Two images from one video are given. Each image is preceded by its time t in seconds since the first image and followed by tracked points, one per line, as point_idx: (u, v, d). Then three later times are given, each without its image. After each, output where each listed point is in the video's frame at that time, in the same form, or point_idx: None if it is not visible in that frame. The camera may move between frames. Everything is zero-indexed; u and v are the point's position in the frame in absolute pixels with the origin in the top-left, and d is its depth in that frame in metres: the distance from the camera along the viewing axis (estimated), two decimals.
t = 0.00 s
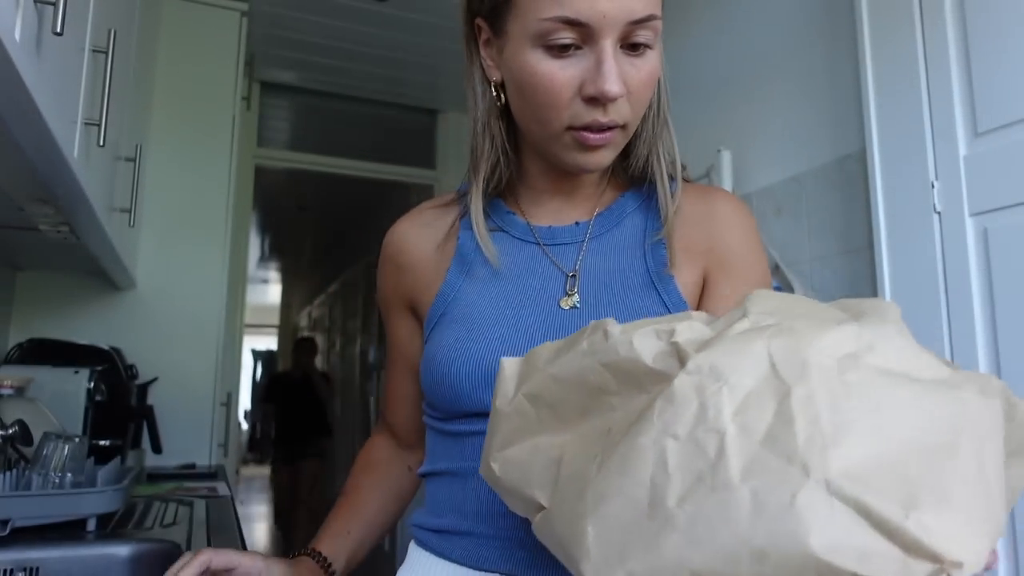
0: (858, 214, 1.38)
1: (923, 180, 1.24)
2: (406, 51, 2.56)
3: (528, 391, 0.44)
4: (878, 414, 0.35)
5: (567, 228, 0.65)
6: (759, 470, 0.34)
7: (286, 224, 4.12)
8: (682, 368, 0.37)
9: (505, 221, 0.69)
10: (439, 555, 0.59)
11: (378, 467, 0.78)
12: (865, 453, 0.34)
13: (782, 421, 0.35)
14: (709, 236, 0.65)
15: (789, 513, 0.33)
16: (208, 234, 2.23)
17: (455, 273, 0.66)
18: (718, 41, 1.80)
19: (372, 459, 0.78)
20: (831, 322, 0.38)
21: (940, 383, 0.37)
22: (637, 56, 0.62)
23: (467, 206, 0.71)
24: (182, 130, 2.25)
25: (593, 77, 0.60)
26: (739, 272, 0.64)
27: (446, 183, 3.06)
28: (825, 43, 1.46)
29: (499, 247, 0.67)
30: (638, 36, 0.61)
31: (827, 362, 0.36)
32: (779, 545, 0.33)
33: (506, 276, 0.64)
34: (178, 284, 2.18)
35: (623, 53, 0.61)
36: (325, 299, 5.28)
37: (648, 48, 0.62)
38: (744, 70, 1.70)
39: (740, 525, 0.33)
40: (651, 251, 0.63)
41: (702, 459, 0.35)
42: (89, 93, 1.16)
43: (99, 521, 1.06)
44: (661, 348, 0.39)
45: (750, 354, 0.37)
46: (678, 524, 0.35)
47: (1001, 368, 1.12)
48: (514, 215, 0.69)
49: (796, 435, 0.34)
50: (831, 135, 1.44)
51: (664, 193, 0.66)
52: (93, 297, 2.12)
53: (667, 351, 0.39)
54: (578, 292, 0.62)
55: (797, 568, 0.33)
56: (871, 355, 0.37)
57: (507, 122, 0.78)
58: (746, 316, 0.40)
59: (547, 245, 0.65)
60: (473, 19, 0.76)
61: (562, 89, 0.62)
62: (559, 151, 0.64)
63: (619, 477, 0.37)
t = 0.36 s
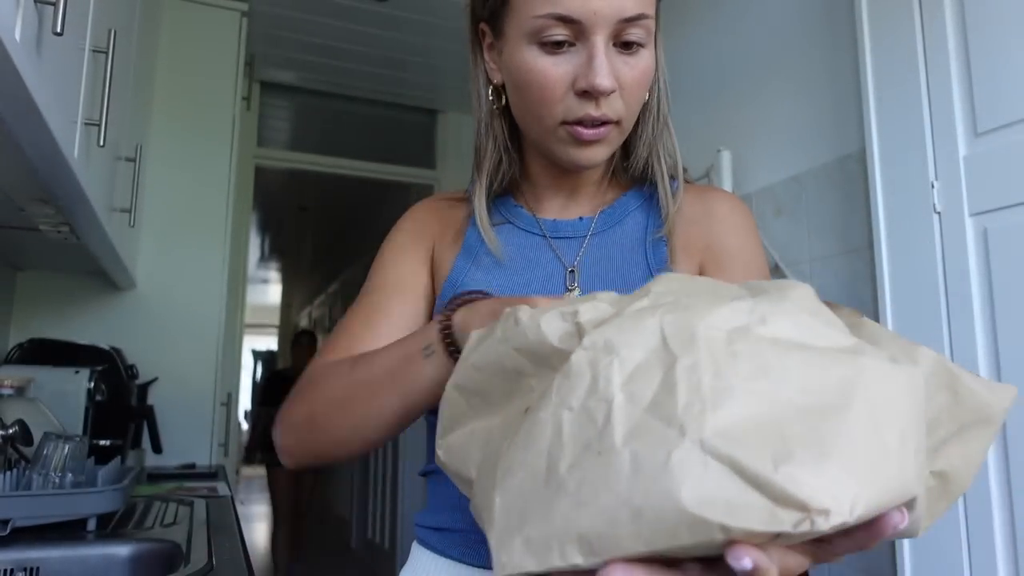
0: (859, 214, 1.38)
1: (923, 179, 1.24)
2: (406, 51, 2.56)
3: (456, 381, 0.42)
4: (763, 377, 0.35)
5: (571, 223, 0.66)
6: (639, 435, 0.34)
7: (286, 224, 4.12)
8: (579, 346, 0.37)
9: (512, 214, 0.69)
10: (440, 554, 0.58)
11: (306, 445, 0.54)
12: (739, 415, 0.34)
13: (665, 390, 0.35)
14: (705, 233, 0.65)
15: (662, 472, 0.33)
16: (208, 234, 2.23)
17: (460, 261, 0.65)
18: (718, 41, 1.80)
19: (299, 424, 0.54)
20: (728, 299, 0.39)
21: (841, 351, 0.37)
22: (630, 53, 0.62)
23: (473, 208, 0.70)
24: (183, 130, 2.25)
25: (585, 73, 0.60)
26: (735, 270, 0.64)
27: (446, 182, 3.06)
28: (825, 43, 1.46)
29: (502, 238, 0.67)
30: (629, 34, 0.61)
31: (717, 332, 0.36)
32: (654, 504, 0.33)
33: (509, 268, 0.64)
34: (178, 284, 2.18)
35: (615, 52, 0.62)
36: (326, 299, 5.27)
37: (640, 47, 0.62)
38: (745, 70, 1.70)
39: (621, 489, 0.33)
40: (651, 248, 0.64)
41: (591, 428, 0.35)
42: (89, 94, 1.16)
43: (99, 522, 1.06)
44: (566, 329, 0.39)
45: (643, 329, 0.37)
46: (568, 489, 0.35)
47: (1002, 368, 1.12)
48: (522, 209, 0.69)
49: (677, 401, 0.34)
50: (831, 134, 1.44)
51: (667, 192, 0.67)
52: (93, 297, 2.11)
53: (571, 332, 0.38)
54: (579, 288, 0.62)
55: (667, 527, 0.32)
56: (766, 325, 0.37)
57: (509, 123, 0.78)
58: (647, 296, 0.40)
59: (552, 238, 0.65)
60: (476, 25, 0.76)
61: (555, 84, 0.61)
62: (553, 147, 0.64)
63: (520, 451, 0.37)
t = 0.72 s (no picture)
0: (858, 214, 1.38)
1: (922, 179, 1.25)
2: (406, 51, 2.57)
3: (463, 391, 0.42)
4: (774, 386, 0.34)
5: (570, 216, 0.66)
6: (649, 444, 0.34)
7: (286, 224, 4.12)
8: (588, 353, 0.37)
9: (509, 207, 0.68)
10: (436, 554, 0.59)
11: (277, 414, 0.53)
12: (750, 423, 0.34)
13: (676, 399, 0.35)
14: (708, 230, 0.66)
15: (675, 482, 0.33)
16: (208, 233, 2.24)
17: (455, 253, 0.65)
18: (718, 41, 1.80)
19: (275, 393, 0.53)
20: (737, 304, 0.38)
21: (850, 357, 0.37)
22: (640, 48, 0.63)
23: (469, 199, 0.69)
24: (183, 130, 2.26)
25: (595, 56, 0.61)
26: (736, 270, 0.65)
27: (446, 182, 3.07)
28: (825, 43, 1.47)
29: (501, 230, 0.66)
30: (640, 28, 0.63)
31: (726, 338, 0.36)
32: (667, 515, 0.33)
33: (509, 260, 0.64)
34: (179, 284, 2.19)
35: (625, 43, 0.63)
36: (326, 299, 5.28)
37: (648, 43, 0.64)
38: (745, 70, 1.70)
39: (631, 499, 0.33)
40: (651, 242, 0.65)
41: (602, 437, 0.35)
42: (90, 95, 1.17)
43: (100, 521, 1.06)
44: (575, 336, 0.38)
45: (652, 337, 0.37)
46: (579, 499, 0.35)
47: (1000, 368, 1.13)
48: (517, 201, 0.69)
49: (688, 410, 0.34)
50: (831, 135, 1.44)
51: (666, 186, 0.68)
52: (94, 297, 2.12)
53: (579, 340, 0.38)
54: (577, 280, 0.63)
55: (682, 537, 0.33)
56: (775, 331, 0.37)
57: (509, 112, 0.77)
58: (656, 302, 0.39)
59: (552, 232, 0.66)
60: (488, 10, 0.76)
61: (565, 64, 0.61)
62: (554, 129, 0.63)
63: (529, 462, 0.37)
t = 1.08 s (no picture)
0: (859, 214, 1.38)
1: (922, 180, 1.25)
2: (406, 51, 2.57)
3: (515, 430, 0.48)
4: (829, 396, 0.39)
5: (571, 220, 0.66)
6: (721, 457, 0.38)
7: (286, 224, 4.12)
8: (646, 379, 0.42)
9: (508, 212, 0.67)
10: (432, 557, 0.59)
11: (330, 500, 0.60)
12: (816, 431, 0.38)
13: (738, 413, 0.39)
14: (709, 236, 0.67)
15: (750, 489, 0.37)
16: (209, 234, 2.24)
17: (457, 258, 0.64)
18: (718, 42, 1.80)
19: (319, 487, 0.60)
20: (779, 324, 0.43)
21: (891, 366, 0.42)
22: (608, 32, 0.64)
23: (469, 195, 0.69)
24: (183, 130, 2.26)
25: (556, 36, 0.61)
26: (737, 276, 0.66)
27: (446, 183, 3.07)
28: (825, 43, 1.47)
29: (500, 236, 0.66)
30: (604, 10, 0.64)
31: (776, 355, 0.41)
32: (748, 522, 0.36)
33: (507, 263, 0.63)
34: (179, 284, 2.19)
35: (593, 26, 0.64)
36: (326, 299, 5.28)
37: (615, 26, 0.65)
38: (744, 70, 1.70)
39: (711, 509, 0.37)
40: (656, 248, 0.65)
41: (671, 455, 0.40)
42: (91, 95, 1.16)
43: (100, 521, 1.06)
44: (627, 366, 0.44)
45: (707, 360, 0.42)
46: (655, 516, 0.38)
47: (1001, 368, 1.13)
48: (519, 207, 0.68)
49: (752, 423, 0.39)
50: (831, 135, 1.44)
51: (670, 191, 0.68)
52: (94, 297, 2.12)
53: (632, 369, 0.44)
54: (578, 277, 0.62)
55: (766, 541, 0.36)
56: (819, 345, 0.42)
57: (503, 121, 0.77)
58: (700, 331, 0.45)
59: (554, 238, 0.65)
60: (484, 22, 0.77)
61: (529, 47, 0.62)
62: (526, 118, 0.63)
63: (597, 486, 0.40)
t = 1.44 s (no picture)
0: (858, 214, 1.38)
1: (921, 180, 1.25)
2: (406, 51, 2.57)
3: (551, 449, 0.50)
4: (867, 411, 0.43)
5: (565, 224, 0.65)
6: (777, 471, 0.41)
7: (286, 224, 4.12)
8: (691, 398, 0.45)
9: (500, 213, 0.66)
10: (437, 562, 0.58)
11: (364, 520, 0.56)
12: (864, 445, 0.42)
13: (786, 428, 0.42)
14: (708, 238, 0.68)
15: (809, 502, 0.40)
16: (209, 234, 2.24)
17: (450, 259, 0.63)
18: (717, 42, 1.80)
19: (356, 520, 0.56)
20: (807, 342, 0.46)
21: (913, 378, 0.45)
22: (586, 30, 0.63)
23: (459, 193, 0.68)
24: (183, 130, 2.26)
25: (532, 34, 0.61)
26: (729, 277, 0.68)
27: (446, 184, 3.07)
28: (824, 43, 1.47)
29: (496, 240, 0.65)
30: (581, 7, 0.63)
31: (813, 372, 0.44)
32: (811, 532, 0.39)
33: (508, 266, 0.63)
34: (178, 284, 2.19)
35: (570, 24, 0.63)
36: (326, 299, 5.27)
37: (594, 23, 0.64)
38: (744, 70, 1.70)
39: (773, 522, 0.40)
40: (654, 252, 0.64)
41: (726, 471, 0.42)
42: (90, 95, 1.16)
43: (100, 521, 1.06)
44: (667, 386, 0.46)
45: (748, 379, 0.44)
46: (717, 530, 0.41)
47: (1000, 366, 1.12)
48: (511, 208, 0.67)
49: (802, 437, 0.42)
50: (831, 134, 1.44)
51: (663, 195, 0.68)
52: (94, 297, 2.12)
53: (673, 388, 0.46)
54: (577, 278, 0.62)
55: (830, 549, 0.39)
56: (848, 361, 0.45)
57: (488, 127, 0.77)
58: (734, 350, 0.47)
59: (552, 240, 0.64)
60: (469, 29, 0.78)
61: (507, 47, 0.61)
62: (507, 116, 0.63)
63: (654, 503, 0.43)
